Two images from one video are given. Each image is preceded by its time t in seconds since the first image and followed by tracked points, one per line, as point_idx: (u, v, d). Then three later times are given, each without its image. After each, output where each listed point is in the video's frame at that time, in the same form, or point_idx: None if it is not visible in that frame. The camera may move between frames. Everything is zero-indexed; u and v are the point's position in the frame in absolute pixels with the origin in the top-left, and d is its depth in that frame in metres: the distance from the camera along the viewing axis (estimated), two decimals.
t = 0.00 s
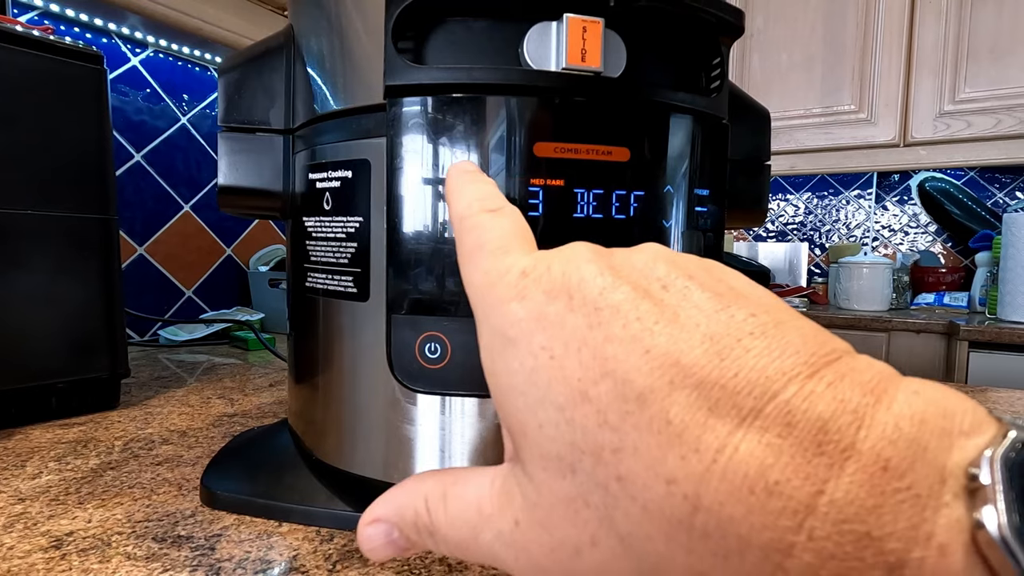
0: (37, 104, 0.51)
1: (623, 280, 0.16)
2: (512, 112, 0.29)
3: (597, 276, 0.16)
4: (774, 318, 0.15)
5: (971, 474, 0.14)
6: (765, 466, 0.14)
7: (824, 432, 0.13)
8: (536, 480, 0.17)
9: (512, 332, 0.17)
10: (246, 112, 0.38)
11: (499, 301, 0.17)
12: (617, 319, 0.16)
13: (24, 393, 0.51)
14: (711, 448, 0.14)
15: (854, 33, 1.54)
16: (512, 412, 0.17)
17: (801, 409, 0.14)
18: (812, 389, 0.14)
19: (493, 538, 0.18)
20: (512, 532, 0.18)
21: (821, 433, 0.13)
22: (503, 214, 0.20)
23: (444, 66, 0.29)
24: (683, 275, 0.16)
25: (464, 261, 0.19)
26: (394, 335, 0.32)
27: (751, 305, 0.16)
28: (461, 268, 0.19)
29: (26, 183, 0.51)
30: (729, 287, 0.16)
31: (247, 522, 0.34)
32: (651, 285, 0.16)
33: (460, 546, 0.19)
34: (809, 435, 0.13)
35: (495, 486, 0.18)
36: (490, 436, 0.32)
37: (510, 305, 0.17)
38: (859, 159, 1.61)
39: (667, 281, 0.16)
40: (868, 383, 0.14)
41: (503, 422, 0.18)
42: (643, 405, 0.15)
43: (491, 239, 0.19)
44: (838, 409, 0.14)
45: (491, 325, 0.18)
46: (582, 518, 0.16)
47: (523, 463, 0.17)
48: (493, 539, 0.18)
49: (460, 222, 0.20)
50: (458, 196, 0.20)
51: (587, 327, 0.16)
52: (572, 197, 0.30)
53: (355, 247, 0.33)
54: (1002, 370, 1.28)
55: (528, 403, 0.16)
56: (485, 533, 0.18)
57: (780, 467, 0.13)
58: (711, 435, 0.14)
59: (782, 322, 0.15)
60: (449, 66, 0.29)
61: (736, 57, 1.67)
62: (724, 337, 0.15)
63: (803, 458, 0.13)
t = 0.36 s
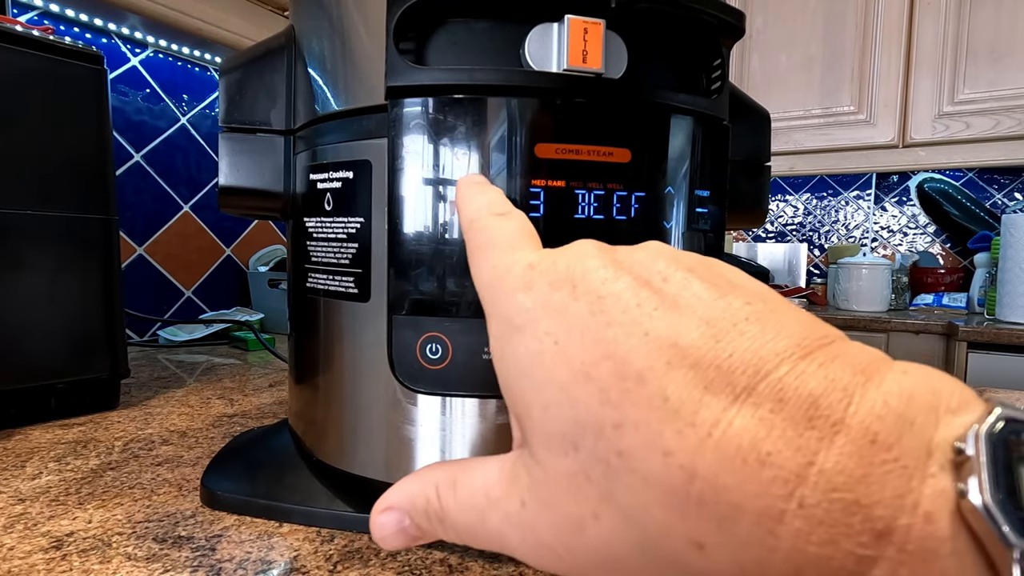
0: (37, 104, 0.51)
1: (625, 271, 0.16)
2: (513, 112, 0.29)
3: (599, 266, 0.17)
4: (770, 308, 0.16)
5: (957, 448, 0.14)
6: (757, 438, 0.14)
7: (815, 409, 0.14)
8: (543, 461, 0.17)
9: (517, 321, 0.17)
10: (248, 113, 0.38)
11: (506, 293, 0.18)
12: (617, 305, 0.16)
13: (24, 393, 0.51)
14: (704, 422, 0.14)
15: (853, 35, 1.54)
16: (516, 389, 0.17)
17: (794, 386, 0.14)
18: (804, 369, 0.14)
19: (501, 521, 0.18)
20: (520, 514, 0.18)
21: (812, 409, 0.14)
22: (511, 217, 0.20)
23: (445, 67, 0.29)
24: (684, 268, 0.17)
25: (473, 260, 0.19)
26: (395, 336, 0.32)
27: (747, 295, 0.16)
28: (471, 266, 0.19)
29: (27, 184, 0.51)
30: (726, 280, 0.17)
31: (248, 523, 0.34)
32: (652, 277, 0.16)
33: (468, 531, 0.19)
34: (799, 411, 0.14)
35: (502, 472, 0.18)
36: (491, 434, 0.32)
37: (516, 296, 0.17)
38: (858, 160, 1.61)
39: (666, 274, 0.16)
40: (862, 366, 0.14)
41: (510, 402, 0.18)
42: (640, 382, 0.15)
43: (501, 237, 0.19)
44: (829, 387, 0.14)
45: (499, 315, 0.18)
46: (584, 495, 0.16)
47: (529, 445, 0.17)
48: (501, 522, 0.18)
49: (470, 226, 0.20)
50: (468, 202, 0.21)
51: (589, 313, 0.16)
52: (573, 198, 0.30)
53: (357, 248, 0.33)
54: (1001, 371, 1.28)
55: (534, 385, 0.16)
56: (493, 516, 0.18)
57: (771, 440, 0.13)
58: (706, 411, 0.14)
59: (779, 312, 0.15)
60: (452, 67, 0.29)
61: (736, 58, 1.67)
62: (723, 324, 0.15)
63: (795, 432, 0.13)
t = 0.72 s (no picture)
0: (36, 104, 0.51)
1: (640, 265, 0.16)
2: (513, 113, 0.29)
3: (613, 260, 0.16)
4: (790, 302, 0.15)
5: (997, 452, 0.14)
6: (787, 441, 0.14)
7: (846, 409, 0.13)
8: (552, 459, 0.17)
9: (528, 316, 0.17)
10: (247, 113, 0.38)
11: (516, 286, 0.17)
12: (634, 300, 0.15)
13: (23, 394, 0.51)
14: (730, 424, 0.14)
15: (852, 36, 1.55)
16: (527, 392, 0.17)
17: (821, 386, 0.14)
18: (832, 367, 0.14)
19: (508, 523, 0.18)
20: (528, 515, 0.17)
21: (842, 410, 0.13)
22: (517, 204, 0.19)
23: (445, 67, 0.29)
24: (700, 261, 0.17)
25: (480, 251, 0.19)
26: (394, 336, 0.32)
27: (767, 290, 0.16)
28: (477, 259, 0.19)
29: (24, 183, 0.51)
30: (743, 274, 0.17)
31: (246, 523, 0.34)
32: (668, 270, 0.16)
33: (472, 533, 0.19)
34: (830, 412, 0.13)
35: (509, 472, 0.18)
36: (493, 435, 0.32)
37: (527, 289, 0.17)
38: (857, 161, 1.61)
39: (683, 267, 0.16)
40: (889, 363, 0.14)
41: (518, 402, 0.18)
42: (661, 382, 0.15)
43: (507, 227, 0.19)
44: (859, 387, 0.14)
45: (507, 309, 0.17)
46: (600, 496, 0.16)
47: (540, 445, 0.17)
48: (508, 523, 0.18)
49: (474, 211, 0.20)
50: (469, 183, 0.20)
51: (604, 308, 0.16)
52: (573, 198, 0.30)
53: (355, 248, 0.33)
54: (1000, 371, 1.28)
55: (545, 383, 0.16)
56: (500, 518, 0.18)
57: (801, 442, 0.13)
58: (731, 411, 0.14)
59: (800, 306, 0.15)
60: (453, 67, 0.29)
61: (735, 58, 1.67)
62: (743, 320, 0.15)
63: (825, 434, 0.13)
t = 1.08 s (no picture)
0: (36, 103, 0.51)
1: (627, 275, 0.16)
2: (512, 112, 0.29)
3: (600, 270, 0.16)
4: (779, 313, 0.15)
5: (987, 467, 0.14)
6: (776, 457, 0.13)
7: (836, 423, 0.13)
8: (539, 475, 0.17)
9: (515, 329, 0.17)
10: (246, 112, 0.38)
11: (502, 297, 0.17)
12: (622, 312, 0.15)
13: (21, 394, 0.51)
14: (719, 439, 0.14)
15: (851, 37, 1.55)
16: (515, 405, 0.17)
17: (810, 400, 0.14)
18: (822, 381, 0.14)
19: (495, 540, 0.18)
20: (516, 532, 0.17)
21: (832, 425, 0.13)
22: (503, 212, 0.19)
23: (443, 67, 0.29)
24: (688, 271, 0.16)
25: (466, 259, 0.19)
26: (391, 337, 0.32)
27: (756, 300, 0.16)
28: (463, 267, 0.19)
29: (23, 183, 0.51)
30: (732, 284, 0.16)
31: (244, 524, 0.34)
32: (656, 280, 0.16)
33: (459, 550, 0.19)
34: (819, 427, 0.13)
35: (497, 487, 0.18)
36: (490, 439, 0.32)
37: (513, 301, 0.17)
38: (856, 162, 1.61)
39: (671, 277, 0.16)
40: (878, 375, 0.14)
41: (505, 416, 0.18)
42: (649, 397, 0.15)
43: (493, 236, 0.19)
44: (849, 401, 0.14)
45: (494, 319, 0.17)
46: (588, 513, 0.16)
47: (527, 460, 0.17)
48: (495, 540, 0.18)
49: (461, 221, 0.20)
50: (457, 194, 0.20)
51: (592, 320, 0.16)
52: (571, 198, 0.30)
53: (354, 248, 0.33)
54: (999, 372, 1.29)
55: (532, 398, 0.16)
56: (487, 534, 0.18)
57: (791, 458, 0.13)
58: (720, 427, 0.14)
59: (788, 317, 0.15)
60: (451, 67, 0.29)
61: (734, 59, 1.67)
62: (731, 332, 0.15)
63: (814, 450, 0.13)
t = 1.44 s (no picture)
0: (35, 103, 0.51)
1: (628, 267, 0.16)
2: (510, 113, 0.29)
3: (601, 262, 0.16)
4: (777, 305, 0.15)
5: (977, 452, 0.14)
6: (771, 442, 0.13)
7: (830, 411, 0.13)
8: (543, 462, 0.17)
9: (518, 318, 0.17)
10: (244, 112, 0.38)
11: (506, 289, 0.17)
12: (622, 302, 0.15)
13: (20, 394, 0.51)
14: (716, 425, 0.14)
15: (850, 39, 1.55)
16: (517, 393, 0.17)
17: (806, 388, 0.14)
18: (817, 368, 0.14)
19: (497, 525, 0.18)
20: (516, 517, 0.17)
21: (826, 412, 0.13)
22: (508, 207, 0.19)
23: (441, 67, 0.29)
24: (688, 264, 0.16)
25: (471, 253, 0.19)
26: (390, 336, 0.32)
27: (755, 293, 0.16)
28: (468, 260, 0.19)
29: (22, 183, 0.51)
30: (732, 277, 0.16)
31: (242, 524, 0.34)
32: (656, 273, 0.16)
33: (461, 535, 0.19)
34: (814, 414, 0.13)
35: (499, 473, 0.18)
36: (489, 437, 0.32)
37: (517, 291, 0.17)
38: (855, 163, 1.61)
39: (672, 270, 0.16)
40: (874, 365, 0.14)
41: (510, 406, 0.18)
42: (648, 384, 0.15)
43: (498, 229, 0.18)
44: (843, 389, 0.14)
45: (498, 310, 0.17)
46: (588, 497, 0.16)
47: (530, 446, 0.17)
48: (497, 525, 0.18)
49: (466, 216, 0.20)
50: (462, 187, 0.20)
51: (594, 310, 0.16)
52: (570, 198, 0.30)
53: (353, 247, 0.33)
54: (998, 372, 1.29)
55: (534, 385, 0.16)
56: (489, 520, 0.18)
57: (786, 444, 0.13)
58: (717, 413, 0.14)
59: (786, 308, 0.15)
60: (448, 66, 0.29)
61: (733, 60, 1.67)
62: (730, 322, 0.15)
63: (809, 435, 0.13)
